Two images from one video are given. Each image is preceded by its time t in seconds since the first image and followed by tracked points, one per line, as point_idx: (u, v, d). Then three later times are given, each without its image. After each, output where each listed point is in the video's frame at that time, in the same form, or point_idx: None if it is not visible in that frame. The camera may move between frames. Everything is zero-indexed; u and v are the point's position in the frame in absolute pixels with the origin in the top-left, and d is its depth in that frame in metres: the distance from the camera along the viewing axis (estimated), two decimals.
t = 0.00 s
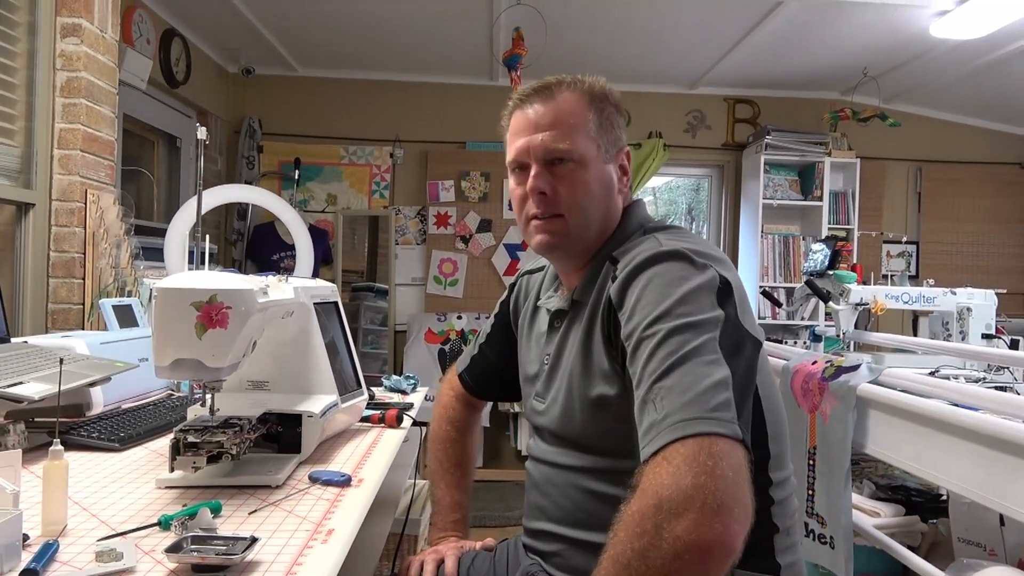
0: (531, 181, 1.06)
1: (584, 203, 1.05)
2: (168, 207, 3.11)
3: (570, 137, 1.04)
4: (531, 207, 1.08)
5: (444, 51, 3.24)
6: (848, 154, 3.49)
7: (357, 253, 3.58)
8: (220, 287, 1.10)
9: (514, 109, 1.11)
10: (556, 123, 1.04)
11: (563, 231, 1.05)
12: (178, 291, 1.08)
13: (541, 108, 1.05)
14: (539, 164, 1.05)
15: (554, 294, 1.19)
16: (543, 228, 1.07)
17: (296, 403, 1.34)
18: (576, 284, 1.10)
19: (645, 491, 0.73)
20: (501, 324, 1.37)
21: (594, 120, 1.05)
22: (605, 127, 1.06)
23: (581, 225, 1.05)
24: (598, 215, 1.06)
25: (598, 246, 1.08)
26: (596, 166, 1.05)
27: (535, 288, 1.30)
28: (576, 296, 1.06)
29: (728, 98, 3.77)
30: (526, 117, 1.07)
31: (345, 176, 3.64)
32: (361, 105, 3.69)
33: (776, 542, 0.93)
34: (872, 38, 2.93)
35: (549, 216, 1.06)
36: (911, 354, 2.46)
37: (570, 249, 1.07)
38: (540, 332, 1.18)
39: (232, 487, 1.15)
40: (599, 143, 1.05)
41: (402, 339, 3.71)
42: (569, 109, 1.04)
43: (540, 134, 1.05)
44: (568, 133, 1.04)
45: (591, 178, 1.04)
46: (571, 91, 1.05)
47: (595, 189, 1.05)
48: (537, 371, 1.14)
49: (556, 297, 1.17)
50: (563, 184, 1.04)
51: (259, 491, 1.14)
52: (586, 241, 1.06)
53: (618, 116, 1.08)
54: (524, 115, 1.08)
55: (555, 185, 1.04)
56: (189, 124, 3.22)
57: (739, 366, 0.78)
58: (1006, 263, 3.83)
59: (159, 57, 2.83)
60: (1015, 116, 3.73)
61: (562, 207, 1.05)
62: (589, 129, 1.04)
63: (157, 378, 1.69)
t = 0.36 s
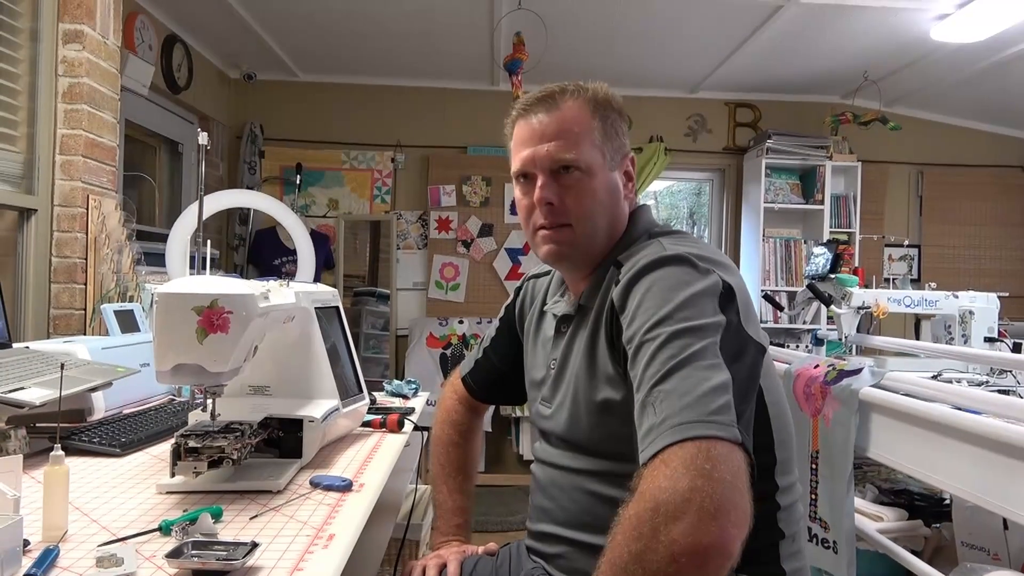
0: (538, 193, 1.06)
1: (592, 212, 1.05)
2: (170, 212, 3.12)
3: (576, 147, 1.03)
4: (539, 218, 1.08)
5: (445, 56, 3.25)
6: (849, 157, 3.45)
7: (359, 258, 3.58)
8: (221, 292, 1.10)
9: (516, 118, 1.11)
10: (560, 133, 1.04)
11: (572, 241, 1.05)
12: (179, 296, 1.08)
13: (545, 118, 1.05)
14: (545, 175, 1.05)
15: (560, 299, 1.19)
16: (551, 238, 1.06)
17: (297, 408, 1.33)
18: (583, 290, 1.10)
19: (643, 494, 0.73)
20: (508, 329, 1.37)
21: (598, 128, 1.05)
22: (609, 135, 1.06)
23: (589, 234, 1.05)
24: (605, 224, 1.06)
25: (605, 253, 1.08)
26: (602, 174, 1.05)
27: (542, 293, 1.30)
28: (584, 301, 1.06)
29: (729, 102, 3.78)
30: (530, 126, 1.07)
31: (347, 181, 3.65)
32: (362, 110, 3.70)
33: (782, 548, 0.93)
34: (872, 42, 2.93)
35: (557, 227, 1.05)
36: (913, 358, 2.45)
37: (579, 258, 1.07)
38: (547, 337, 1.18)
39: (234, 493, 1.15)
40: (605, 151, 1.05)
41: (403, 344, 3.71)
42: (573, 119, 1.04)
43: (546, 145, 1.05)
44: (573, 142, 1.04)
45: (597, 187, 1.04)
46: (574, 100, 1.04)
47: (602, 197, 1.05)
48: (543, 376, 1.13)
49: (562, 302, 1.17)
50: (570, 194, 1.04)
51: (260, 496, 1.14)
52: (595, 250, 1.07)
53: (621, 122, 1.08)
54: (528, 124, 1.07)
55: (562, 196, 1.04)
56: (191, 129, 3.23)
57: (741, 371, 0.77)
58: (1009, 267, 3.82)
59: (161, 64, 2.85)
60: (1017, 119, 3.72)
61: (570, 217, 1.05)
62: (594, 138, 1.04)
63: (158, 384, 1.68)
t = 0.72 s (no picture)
0: (538, 202, 1.06)
1: (592, 220, 1.05)
2: (172, 218, 3.13)
3: (574, 156, 1.04)
4: (540, 228, 1.08)
5: (446, 61, 3.26)
6: (850, 161, 3.44)
7: (360, 263, 3.59)
8: (223, 299, 1.10)
9: (515, 128, 1.11)
10: (559, 143, 1.04)
11: (573, 250, 1.05)
12: (181, 303, 1.08)
13: (544, 127, 1.05)
14: (545, 185, 1.05)
15: (563, 305, 1.19)
16: (552, 248, 1.07)
17: (299, 415, 1.33)
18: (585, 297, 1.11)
19: (644, 499, 0.72)
20: (512, 335, 1.37)
21: (596, 136, 1.05)
22: (607, 142, 1.06)
23: (590, 242, 1.05)
24: (606, 231, 1.06)
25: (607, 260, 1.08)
26: (602, 182, 1.05)
27: (545, 299, 1.30)
28: (586, 307, 1.06)
29: (730, 106, 3.78)
30: (528, 136, 1.07)
31: (348, 187, 3.66)
32: (363, 116, 3.70)
33: (784, 554, 0.92)
34: (872, 45, 2.94)
35: (558, 236, 1.06)
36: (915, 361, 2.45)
37: (581, 266, 1.07)
38: (550, 342, 1.18)
39: (237, 499, 1.15)
40: (603, 158, 1.05)
41: (405, 349, 3.71)
42: (571, 128, 1.04)
43: (544, 156, 1.05)
44: (572, 151, 1.04)
45: (597, 195, 1.05)
46: (572, 108, 1.04)
47: (602, 205, 1.05)
48: (546, 382, 1.14)
49: (564, 309, 1.17)
50: (570, 203, 1.04)
51: (262, 502, 1.14)
52: (597, 257, 1.07)
53: (619, 130, 1.08)
54: (526, 134, 1.07)
55: (563, 205, 1.04)
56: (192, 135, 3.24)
57: (741, 377, 0.77)
58: (1011, 269, 3.82)
59: (162, 70, 2.86)
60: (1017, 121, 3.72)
61: (571, 226, 1.05)
62: (592, 146, 1.04)
63: (161, 390, 1.69)
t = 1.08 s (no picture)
0: (542, 206, 1.06)
1: (597, 223, 1.05)
2: (174, 222, 3.14)
3: (578, 160, 1.04)
4: (544, 231, 1.07)
5: (448, 66, 3.27)
6: (852, 166, 3.44)
7: (363, 267, 3.59)
8: (225, 304, 1.10)
9: (515, 133, 1.11)
10: (562, 147, 1.04)
11: (579, 253, 1.05)
12: (183, 308, 1.09)
13: (545, 131, 1.05)
14: (549, 189, 1.05)
15: (564, 311, 1.19)
16: (556, 252, 1.06)
17: (302, 419, 1.34)
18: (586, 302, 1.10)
19: (641, 505, 0.73)
20: (513, 341, 1.37)
21: (598, 140, 1.06)
22: (608, 146, 1.07)
23: (595, 246, 1.05)
24: (610, 234, 1.06)
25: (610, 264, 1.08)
26: (605, 186, 1.05)
27: (545, 306, 1.30)
28: (585, 313, 1.06)
29: (732, 111, 3.78)
30: (530, 141, 1.07)
31: (350, 192, 3.66)
32: (366, 121, 3.71)
33: (784, 560, 0.92)
34: (874, 52, 2.94)
35: (563, 239, 1.05)
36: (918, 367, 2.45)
37: (586, 270, 1.07)
38: (550, 348, 1.18)
39: (239, 504, 1.15)
40: (606, 162, 1.06)
41: (407, 353, 3.71)
42: (573, 132, 1.05)
43: (548, 159, 1.05)
44: (575, 155, 1.04)
45: (600, 199, 1.05)
46: (573, 113, 1.05)
47: (605, 208, 1.05)
48: (546, 388, 1.14)
49: (565, 314, 1.17)
50: (575, 206, 1.04)
51: (264, 507, 1.14)
52: (601, 261, 1.07)
53: (619, 135, 1.09)
54: (528, 139, 1.08)
55: (567, 209, 1.04)
56: (195, 139, 3.25)
57: (739, 383, 0.77)
58: (1014, 275, 3.82)
59: (166, 75, 2.86)
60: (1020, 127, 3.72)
61: (576, 230, 1.05)
62: (595, 150, 1.05)
63: (163, 394, 1.69)
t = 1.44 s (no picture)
0: (546, 209, 1.06)
1: (600, 227, 1.05)
2: (177, 226, 3.14)
3: (582, 163, 1.04)
4: (547, 234, 1.07)
5: (451, 71, 3.28)
6: (854, 171, 3.44)
7: (365, 271, 3.60)
8: (228, 308, 1.10)
9: (519, 137, 1.11)
10: (566, 150, 1.05)
11: (582, 257, 1.05)
12: (187, 312, 1.09)
13: (549, 136, 1.06)
14: (553, 192, 1.05)
15: (565, 318, 1.19)
16: (559, 256, 1.06)
17: (304, 424, 1.34)
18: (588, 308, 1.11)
19: (647, 515, 0.72)
20: (515, 347, 1.37)
21: (602, 146, 1.06)
22: (611, 151, 1.07)
23: (598, 250, 1.05)
24: (613, 239, 1.06)
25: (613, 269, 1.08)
26: (608, 191, 1.06)
27: (548, 313, 1.30)
28: (587, 319, 1.06)
29: (734, 116, 3.79)
30: (533, 145, 1.07)
31: (353, 196, 3.67)
32: (369, 125, 3.72)
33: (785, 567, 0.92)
34: (876, 58, 2.95)
35: (567, 243, 1.05)
36: (920, 373, 2.45)
37: (588, 274, 1.07)
38: (552, 354, 1.18)
39: (241, 509, 1.15)
40: (609, 167, 1.06)
41: (408, 357, 3.71)
42: (577, 136, 1.05)
43: (553, 162, 1.05)
44: (580, 159, 1.04)
45: (604, 204, 1.05)
46: (577, 118, 1.05)
47: (608, 213, 1.06)
48: (548, 394, 1.13)
49: (566, 321, 1.17)
50: (578, 210, 1.04)
51: (266, 512, 1.14)
52: (603, 266, 1.07)
53: (621, 140, 1.10)
54: (531, 143, 1.08)
55: (571, 212, 1.04)
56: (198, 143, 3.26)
57: (742, 392, 0.77)
58: (1017, 282, 3.81)
59: (170, 78, 2.87)
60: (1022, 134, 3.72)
61: (579, 233, 1.05)
62: (599, 154, 1.05)
63: (166, 398, 1.69)
